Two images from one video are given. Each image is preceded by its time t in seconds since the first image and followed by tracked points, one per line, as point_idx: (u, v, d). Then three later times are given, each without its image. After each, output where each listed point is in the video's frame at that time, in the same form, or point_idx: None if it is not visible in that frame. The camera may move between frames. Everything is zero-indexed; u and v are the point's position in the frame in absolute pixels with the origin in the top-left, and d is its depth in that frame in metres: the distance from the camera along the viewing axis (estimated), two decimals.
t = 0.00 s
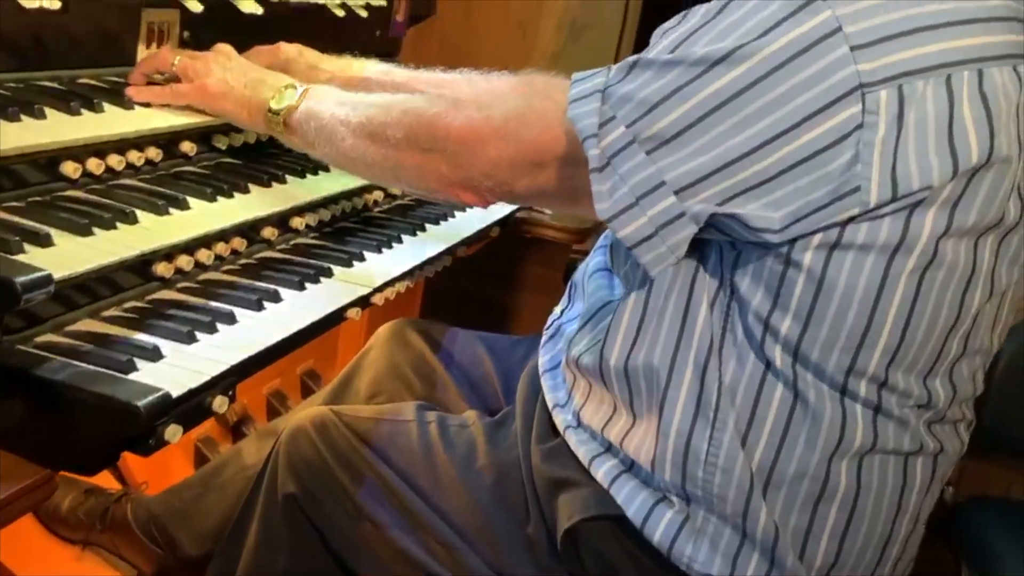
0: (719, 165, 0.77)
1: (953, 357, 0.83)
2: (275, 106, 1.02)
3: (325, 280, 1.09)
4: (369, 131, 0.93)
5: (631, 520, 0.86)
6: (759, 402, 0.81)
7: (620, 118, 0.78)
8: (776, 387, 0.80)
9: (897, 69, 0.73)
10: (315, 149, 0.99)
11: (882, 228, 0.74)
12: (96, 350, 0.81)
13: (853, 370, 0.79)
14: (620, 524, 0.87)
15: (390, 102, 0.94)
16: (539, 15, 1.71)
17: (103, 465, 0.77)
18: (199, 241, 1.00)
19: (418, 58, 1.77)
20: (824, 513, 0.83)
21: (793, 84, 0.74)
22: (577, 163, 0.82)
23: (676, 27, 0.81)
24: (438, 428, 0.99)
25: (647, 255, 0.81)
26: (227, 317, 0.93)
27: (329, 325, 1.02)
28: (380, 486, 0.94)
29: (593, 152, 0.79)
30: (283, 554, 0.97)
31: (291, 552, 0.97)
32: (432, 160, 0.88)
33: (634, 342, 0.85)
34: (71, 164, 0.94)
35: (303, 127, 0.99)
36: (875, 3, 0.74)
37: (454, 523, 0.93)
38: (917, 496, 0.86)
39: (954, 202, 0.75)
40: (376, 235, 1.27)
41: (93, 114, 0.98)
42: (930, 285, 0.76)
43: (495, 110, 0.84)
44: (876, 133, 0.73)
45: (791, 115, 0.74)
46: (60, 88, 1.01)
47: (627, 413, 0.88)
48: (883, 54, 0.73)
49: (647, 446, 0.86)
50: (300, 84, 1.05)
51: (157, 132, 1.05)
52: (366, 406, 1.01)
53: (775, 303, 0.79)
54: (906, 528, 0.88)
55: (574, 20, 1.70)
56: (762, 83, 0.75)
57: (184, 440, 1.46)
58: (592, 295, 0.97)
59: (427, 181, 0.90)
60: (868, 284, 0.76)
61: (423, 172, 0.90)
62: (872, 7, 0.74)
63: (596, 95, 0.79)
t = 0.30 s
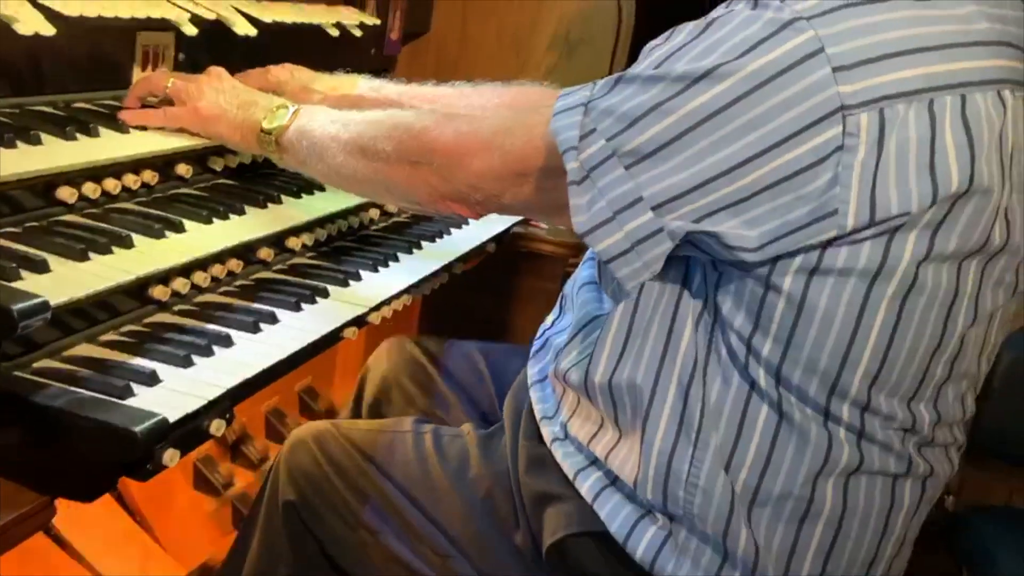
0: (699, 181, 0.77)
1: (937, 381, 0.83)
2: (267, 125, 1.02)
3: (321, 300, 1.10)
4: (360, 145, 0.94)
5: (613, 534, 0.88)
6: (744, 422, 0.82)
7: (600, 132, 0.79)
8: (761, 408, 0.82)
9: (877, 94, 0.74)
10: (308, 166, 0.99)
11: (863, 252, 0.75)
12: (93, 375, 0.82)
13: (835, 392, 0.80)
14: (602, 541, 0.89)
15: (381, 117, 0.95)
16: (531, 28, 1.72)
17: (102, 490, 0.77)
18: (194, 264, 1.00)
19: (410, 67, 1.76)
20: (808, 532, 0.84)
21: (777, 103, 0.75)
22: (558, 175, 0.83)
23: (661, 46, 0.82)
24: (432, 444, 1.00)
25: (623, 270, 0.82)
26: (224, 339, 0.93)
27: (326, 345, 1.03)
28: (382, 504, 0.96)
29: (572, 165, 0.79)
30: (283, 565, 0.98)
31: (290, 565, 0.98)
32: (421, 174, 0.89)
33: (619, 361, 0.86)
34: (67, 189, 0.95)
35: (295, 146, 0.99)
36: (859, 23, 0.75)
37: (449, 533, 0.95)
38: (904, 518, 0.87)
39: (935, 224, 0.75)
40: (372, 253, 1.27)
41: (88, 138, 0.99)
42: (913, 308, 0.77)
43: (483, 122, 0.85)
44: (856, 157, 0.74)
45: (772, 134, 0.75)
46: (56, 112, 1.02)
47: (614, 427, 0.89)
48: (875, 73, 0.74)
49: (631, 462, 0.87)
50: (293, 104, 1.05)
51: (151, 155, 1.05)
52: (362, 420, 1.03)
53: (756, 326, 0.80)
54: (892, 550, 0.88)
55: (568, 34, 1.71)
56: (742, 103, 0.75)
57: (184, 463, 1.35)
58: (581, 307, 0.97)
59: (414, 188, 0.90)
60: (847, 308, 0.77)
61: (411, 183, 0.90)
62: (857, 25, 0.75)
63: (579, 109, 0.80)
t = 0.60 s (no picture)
0: (694, 197, 0.79)
1: (938, 394, 0.84)
2: (265, 142, 1.03)
3: (318, 315, 1.10)
4: (356, 163, 0.94)
5: (616, 553, 0.88)
6: (748, 437, 0.82)
7: (595, 149, 0.80)
8: (764, 423, 0.82)
9: (872, 107, 0.76)
10: (304, 182, 1.00)
11: (861, 265, 0.76)
12: (92, 395, 0.82)
13: (839, 404, 0.80)
14: (602, 557, 0.89)
15: (376, 134, 0.95)
16: (527, 40, 1.73)
17: (100, 509, 0.77)
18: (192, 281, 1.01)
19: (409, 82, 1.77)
20: (815, 548, 0.84)
21: (781, 112, 0.76)
22: (554, 193, 0.84)
23: (651, 61, 0.83)
24: (428, 459, 1.03)
25: (620, 287, 0.82)
26: (221, 356, 0.94)
27: (324, 360, 1.03)
28: (382, 527, 0.98)
29: (568, 183, 0.80)
30: None
31: None
32: (417, 190, 0.90)
33: (620, 377, 0.86)
34: (65, 208, 0.95)
35: (291, 162, 1.00)
36: (854, 36, 0.77)
37: (450, 555, 0.96)
38: (908, 531, 0.87)
39: (934, 237, 0.76)
40: (369, 268, 1.27)
41: (86, 157, 1.00)
42: (913, 321, 0.78)
43: (478, 142, 0.86)
44: (852, 170, 0.75)
45: (763, 152, 0.77)
46: (53, 131, 1.02)
47: (616, 443, 0.89)
48: (866, 88, 0.76)
49: (636, 477, 0.87)
50: (290, 120, 1.06)
51: (148, 173, 1.06)
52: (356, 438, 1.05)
53: (758, 339, 0.81)
54: (897, 563, 0.89)
55: (563, 44, 1.71)
56: (737, 116, 0.77)
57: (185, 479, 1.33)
58: (580, 322, 0.97)
59: (410, 205, 0.91)
60: (848, 321, 0.77)
61: (406, 201, 0.91)
62: (852, 40, 0.77)
63: (573, 126, 0.81)
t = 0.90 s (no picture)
0: (702, 218, 0.78)
1: (941, 401, 0.86)
2: (262, 163, 1.02)
3: (315, 329, 1.10)
4: (356, 189, 0.93)
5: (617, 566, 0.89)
6: (758, 449, 0.83)
7: (602, 172, 0.80)
8: (768, 435, 0.83)
9: (877, 119, 0.77)
10: (300, 206, 0.98)
11: (869, 276, 0.77)
12: (89, 412, 0.82)
13: (845, 414, 0.82)
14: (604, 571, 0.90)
15: (375, 161, 0.94)
16: (520, 55, 1.73)
17: (97, 526, 0.78)
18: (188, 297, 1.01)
19: (403, 96, 1.78)
20: (817, 557, 0.86)
21: (791, 125, 0.76)
22: (562, 217, 0.84)
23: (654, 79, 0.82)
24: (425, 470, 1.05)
25: (635, 308, 0.82)
26: (217, 372, 0.94)
27: (321, 374, 1.04)
28: (376, 537, 1.03)
29: (577, 208, 0.80)
30: None
31: None
32: (416, 218, 0.90)
33: (625, 393, 0.87)
34: (62, 225, 0.96)
35: (288, 184, 0.99)
36: (859, 49, 0.78)
37: (444, 562, 1.00)
38: (910, 538, 0.90)
39: (940, 243, 0.78)
40: (366, 281, 1.28)
41: (83, 174, 1.00)
42: (917, 332, 0.80)
43: (477, 169, 0.86)
44: (861, 181, 0.76)
45: (767, 171, 0.77)
46: (51, 149, 1.03)
47: (617, 456, 0.90)
48: (868, 102, 0.77)
49: (637, 491, 0.88)
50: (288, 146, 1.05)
51: (146, 190, 1.06)
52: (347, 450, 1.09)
53: (765, 350, 0.81)
54: (900, 567, 0.92)
55: (558, 59, 1.72)
56: (748, 132, 0.77)
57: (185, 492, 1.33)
58: (580, 334, 0.97)
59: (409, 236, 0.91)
60: (856, 332, 0.79)
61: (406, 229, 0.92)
62: (858, 53, 0.78)
63: (578, 150, 0.80)
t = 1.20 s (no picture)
0: (712, 239, 0.79)
1: (949, 411, 0.88)
2: (262, 176, 1.04)
3: (314, 344, 1.11)
4: (359, 204, 0.95)
5: None
6: (772, 465, 0.85)
7: (612, 192, 0.81)
8: (782, 450, 0.85)
9: (888, 138, 0.77)
10: (299, 219, 1.01)
11: (880, 292, 0.78)
12: (88, 429, 0.82)
13: (857, 429, 0.84)
14: None
15: (376, 175, 0.97)
16: (517, 69, 1.74)
17: (96, 543, 0.78)
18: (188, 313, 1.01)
19: (402, 114, 1.80)
20: (833, 570, 0.88)
21: (799, 148, 0.77)
22: (568, 235, 0.84)
23: (660, 102, 0.83)
24: (412, 511, 1.05)
25: (648, 328, 0.83)
26: (216, 389, 0.94)
27: (321, 389, 1.04)
28: None
29: (588, 228, 0.80)
30: None
31: None
32: (418, 235, 0.91)
33: (633, 416, 0.88)
34: (61, 243, 0.96)
35: (288, 199, 1.02)
36: (869, 70, 0.78)
37: None
38: (924, 545, 0.92)
39: (948, 256, 0.79)
40: (365, 295, 1.28)
41: (81, 192, 1.01)
42: (927, 346, 0.81)
43: (480, 186, 0.87)
44: (871, 201, 0.77)
45: (773, 195, 0.78)
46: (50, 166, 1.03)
47: (627, 477, 0.91)
48: (879, 121, 0.77)
49: (648, 512, 0.89)
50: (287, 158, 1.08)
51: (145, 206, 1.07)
52: (328, 501, 1.10)
53: (777, 368, 0.83)
54: None
55: (554, 71, 1.73)
56: (756, 155, 0.78)
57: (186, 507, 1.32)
58: (584, 355, 0.98)
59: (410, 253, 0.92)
60: (868, 345, 0.80)
61: (409, 247, 0.92)
62: (866, 74, 0.78)
63: (586, 170, 0.81)
